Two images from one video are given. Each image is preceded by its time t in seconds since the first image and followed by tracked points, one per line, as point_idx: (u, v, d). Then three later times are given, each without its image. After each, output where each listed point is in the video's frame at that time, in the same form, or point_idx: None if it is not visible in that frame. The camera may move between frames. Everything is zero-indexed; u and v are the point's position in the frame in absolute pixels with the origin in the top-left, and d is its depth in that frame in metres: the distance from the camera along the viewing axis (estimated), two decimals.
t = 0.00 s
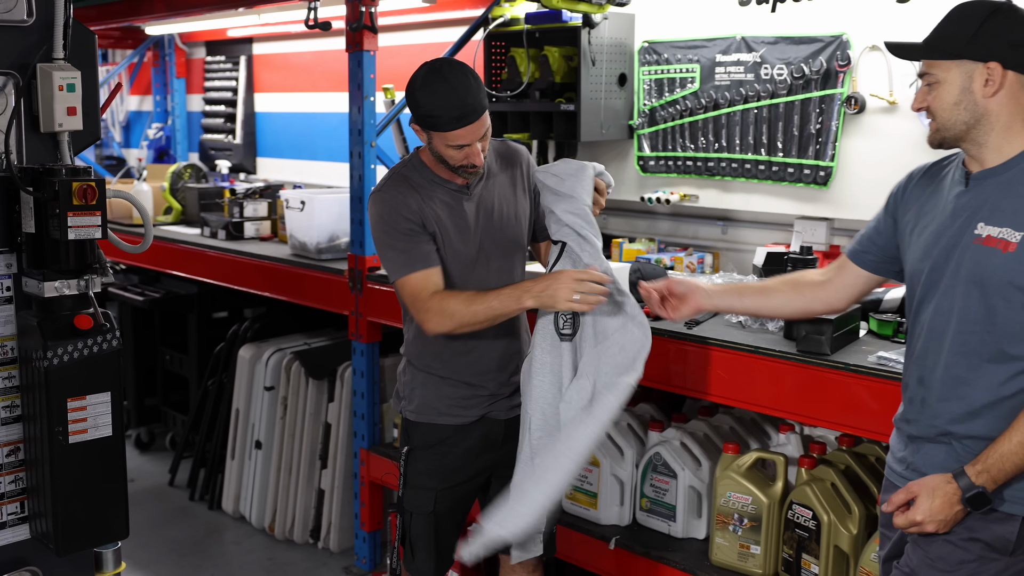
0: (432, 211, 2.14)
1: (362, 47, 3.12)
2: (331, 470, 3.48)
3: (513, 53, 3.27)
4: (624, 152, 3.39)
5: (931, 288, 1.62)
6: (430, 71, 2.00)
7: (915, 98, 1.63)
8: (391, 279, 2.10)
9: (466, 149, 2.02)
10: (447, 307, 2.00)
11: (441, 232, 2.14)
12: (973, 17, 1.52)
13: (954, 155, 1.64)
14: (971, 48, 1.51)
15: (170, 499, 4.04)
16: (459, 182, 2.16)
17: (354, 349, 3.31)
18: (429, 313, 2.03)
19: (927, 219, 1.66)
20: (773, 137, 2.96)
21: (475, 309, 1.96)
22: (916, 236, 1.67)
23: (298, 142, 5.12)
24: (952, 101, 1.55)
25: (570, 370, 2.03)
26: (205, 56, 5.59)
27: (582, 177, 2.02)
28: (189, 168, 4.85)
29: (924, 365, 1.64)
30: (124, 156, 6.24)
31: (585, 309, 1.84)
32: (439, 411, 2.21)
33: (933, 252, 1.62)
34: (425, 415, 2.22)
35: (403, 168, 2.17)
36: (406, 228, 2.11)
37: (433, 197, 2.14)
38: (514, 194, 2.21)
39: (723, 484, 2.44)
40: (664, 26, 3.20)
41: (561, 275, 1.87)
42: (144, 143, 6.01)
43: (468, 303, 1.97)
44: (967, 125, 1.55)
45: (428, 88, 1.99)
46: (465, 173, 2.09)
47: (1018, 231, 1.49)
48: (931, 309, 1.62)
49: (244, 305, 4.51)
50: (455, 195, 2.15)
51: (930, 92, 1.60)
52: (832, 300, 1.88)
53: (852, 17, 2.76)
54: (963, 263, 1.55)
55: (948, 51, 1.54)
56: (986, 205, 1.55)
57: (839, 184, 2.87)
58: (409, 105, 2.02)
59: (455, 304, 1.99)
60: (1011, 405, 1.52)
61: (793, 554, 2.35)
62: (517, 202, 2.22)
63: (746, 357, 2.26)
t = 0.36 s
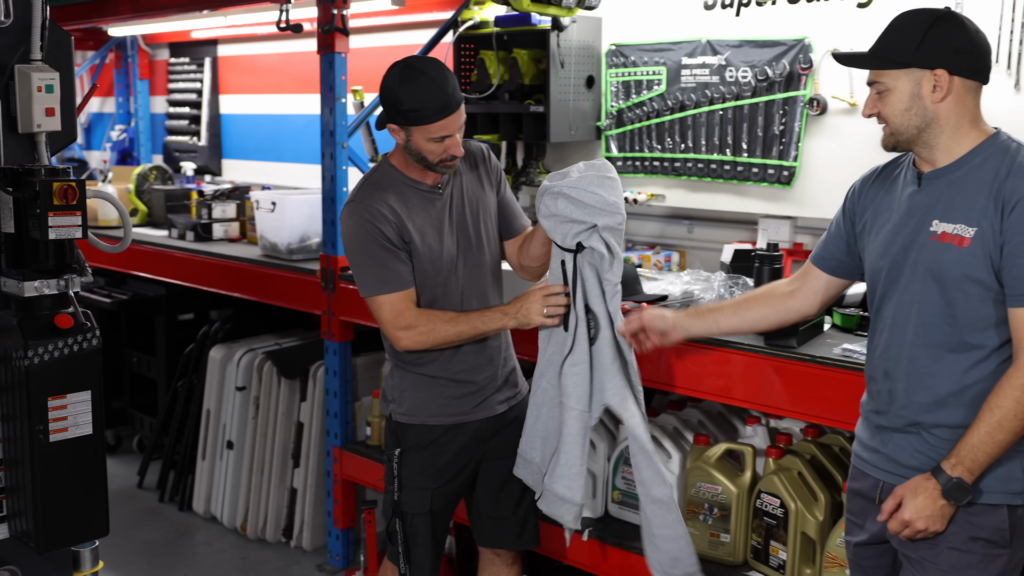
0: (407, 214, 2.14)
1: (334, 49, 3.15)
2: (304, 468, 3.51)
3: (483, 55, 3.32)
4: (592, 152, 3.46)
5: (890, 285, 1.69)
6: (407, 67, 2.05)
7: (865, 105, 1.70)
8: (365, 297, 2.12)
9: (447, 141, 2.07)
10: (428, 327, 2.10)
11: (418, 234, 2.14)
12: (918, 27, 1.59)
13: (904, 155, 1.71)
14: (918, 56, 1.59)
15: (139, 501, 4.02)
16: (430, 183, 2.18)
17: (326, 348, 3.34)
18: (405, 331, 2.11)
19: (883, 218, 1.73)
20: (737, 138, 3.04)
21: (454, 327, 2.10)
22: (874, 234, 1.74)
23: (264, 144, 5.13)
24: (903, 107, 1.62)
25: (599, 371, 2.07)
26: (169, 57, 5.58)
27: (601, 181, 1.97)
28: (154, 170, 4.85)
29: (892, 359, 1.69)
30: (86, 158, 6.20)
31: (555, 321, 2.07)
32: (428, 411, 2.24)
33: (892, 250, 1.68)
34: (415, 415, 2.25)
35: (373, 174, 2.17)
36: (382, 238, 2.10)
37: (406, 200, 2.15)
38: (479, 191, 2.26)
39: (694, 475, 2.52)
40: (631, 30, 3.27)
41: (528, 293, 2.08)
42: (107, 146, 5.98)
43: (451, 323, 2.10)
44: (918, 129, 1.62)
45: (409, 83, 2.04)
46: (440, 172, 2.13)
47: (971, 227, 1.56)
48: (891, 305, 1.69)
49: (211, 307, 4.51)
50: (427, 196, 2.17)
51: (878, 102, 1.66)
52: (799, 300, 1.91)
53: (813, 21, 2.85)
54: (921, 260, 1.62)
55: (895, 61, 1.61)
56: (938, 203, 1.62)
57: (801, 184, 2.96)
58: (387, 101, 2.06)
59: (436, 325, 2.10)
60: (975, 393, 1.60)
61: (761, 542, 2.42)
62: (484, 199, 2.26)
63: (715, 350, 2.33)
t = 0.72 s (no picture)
0: (387, 214, 2.17)
1: (307, 53, 3.17)
2: (278, 469, 3.53)
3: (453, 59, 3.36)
4: (562, 154, 3.52)
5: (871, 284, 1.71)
6: (382, 62, 2.08)
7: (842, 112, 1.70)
8: (348, 296, 2.15)
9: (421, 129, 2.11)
10: (411, 320, 2.11)
11: (398, 234, 2.18)
12: (893, 33, 1.60)
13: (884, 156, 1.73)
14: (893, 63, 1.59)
15: (110, 504, 4.01)
16: (408, 183, 2.22)
17: (300, 349, 3.36)
18: (390, 329, 2.14)
19: (862, 218, 1.75)
20: (705, 140, 3.11)
21: (434, 318, 2.10)
22: (855, 233, 1.76)
23: (231, 148, 5.13)
24: (880, 113, 1.63)
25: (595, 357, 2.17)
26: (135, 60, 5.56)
27: (604, 162, 2.03)
28: (122, 173, 4.85)
29: (870, 358, 1.72)
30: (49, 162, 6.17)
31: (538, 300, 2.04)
32: (412, 411, 2.28)
33: (872, 252, 1.71)
34: (400, 416, 2.29)
35: (351, 177, 2.21)
36: (364, 237, 2.13)
37: (385, 201, 2.18)
38: (455, 191, 2.31)
39: (666, 469, 2.57)
40: (600, 34, 3.32)
41: (508, 277, 2.04)
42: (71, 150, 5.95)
43: (431, 314, 2.10)
44: (896, 134, 1.63)
45: (383, 76, 2.07)
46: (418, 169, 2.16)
47: (952, 232, 1.58)
48: (871, 304, 1.71)
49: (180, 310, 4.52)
50: (405, 196, 2.21)
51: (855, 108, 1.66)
52: (834, 331, 1.90)
53: (778, 26, 2.92)
54: (901, 262, 1.64)
55: (870, 68, 1.61)
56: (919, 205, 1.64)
57: (767, 184, 3.03)
58: (362, 95, 2.10)
59: (418, 318, 2.11)
60: (955, 393, 1.62)
61: (732, 532, 2.49)
62: (460, 199, 2.31)
63: (688, 345, 2.38)
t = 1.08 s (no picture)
0: (376, 214, 2.19)
1: (284, 56, 3.19)
2: (257, 470, 3.54)
3: (430, 62, 3.39)
4: (538, 156, 3.56)
5: (870, 281, 1.74)
6: (369, 48, 2.15)
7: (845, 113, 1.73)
8: (326, 290, 2.18)
9: (398, 108, 2.15)
10: (383, 324, 2.15)
11: (385, 235, 2.20)
12: (898, 35, 1.63)
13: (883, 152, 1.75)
14: (898, 66, 1.63)
15: (86, 507, 3.99)
16: (400, 184, 2.25)
17: (279, 351, 3.37)
18: (361, 329, 2.17)
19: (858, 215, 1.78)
20: (680, 142, 3.16)
21: (406, 329, 2.14)
22: (851, 229, 1.79)
23: (204, 150, 5.13)
24: (886, 116, 1.66)
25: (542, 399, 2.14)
26: (104, 62, 5.54)
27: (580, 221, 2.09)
28: (94, 175, 4.83)
29: (872, 354, 1.75)
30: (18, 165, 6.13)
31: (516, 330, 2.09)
32: (400, 414, 2.30)
33: (874, 250, 1.74)
34: (388, 419, 2.31)
35: (345, 174, 2.24)
36: (350, 235, 2.15)
37: (376, 201, 2.21)
38: (446, 196, 2.34)
39: (644, 466, 2.61)
40: (575, 37, 3.37)
41: (488, 305, 2.08)
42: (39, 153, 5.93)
43: (405, 324, 2.14)
44: (902, 135, 1.66)
45: (370, 60, 2.15)
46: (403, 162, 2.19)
47: (960, 232, 1.61)
48: (870, 300, 1.74)
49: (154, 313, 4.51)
50: (396, 198, 2.23)
51: (860, 109, 1.69)
52: (809, 313, 1.94)
53: (752, 30, 2.98)
54: (907, 261, 1.67)
55: (875, 71, 1.65)
56: (923, 205, 1.67)
57: (741, 186, 3.09)
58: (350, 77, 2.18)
59: (391, 324, 2.15)
60: (957, 390, 1.65)
61: (711, 528, 2.53)
62: (450, 205, 2.34)
63: (669, 345, 2.42)
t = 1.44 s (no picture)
0: (376, 209, 2.19)
1: (263, 58, 3.17)
2: (236, 475, 3.51)
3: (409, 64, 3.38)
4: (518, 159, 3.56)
5: (823, 272, 1.69)
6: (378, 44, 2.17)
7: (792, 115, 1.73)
8: (326, 282, 2.16)
9: (396, 103, 2.16)
10: (380, 307, 2.12)
11: (386, 230, 2.20)
12: (837, 33, 1.65)
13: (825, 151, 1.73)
14: (840, 61, 1.64)
15: (62, 514, 3.95)
16: (403, 184, 2.25)
17: (259, 355, 3.35)
18: (363, 319, 2.14)
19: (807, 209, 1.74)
20: (660, 144, 3.17)
21: (402, 304, 2.10)
22: (799, 228, 1.75)
23: (179, 153, 5.08)
24: (831, 110, 1.66)
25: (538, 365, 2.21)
26: (77, 65, 5.49)
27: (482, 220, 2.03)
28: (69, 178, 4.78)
29: (825, 345, 1.69)
30: None
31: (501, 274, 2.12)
32: (389, 417, 2.29)
33: (824, 242, 1.70)
34: (377, 422, 2.30)
35: (350, 170, 2.25)
36: (350, 228, 2.15)
37: (378, 197, 2.21)
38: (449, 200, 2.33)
39: (629, 467, 2.62)
40: (555, 39, 3.38)
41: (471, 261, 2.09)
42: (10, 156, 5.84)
43: (399, 300, 2.11)
44: (847, 128, 1.65)
45: (378, 55, 2.17)
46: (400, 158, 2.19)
47: (912, 216, 1.60)
48: (823, 291, 1.69)
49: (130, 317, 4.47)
50: (399, 196, 2.23)
51: (804, 107, 1.70)
52: (757, 324, 1.91)
53: (732, 31, 3.00)
54: (861, 251, 1.64)
55: (818, 66, 1.65)
56: (871, 193, 1.65)
57: (721, 187, 3.11)
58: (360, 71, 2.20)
59: (388, 304, 2.12)
60: (915, 376, 1.61)
61: (696, 528, 2.54)
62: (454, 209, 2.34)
63: (652, 345, 2.43)
